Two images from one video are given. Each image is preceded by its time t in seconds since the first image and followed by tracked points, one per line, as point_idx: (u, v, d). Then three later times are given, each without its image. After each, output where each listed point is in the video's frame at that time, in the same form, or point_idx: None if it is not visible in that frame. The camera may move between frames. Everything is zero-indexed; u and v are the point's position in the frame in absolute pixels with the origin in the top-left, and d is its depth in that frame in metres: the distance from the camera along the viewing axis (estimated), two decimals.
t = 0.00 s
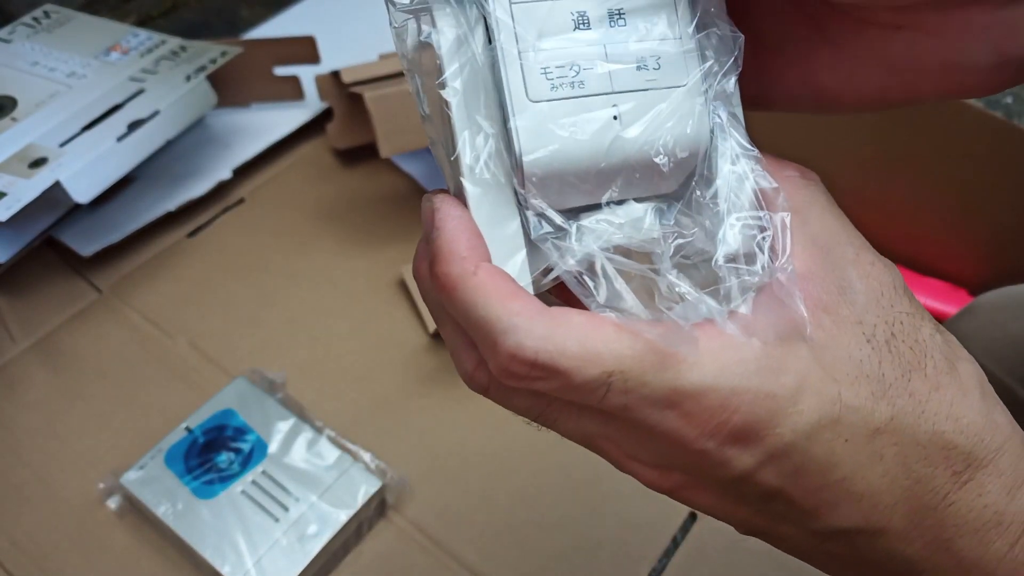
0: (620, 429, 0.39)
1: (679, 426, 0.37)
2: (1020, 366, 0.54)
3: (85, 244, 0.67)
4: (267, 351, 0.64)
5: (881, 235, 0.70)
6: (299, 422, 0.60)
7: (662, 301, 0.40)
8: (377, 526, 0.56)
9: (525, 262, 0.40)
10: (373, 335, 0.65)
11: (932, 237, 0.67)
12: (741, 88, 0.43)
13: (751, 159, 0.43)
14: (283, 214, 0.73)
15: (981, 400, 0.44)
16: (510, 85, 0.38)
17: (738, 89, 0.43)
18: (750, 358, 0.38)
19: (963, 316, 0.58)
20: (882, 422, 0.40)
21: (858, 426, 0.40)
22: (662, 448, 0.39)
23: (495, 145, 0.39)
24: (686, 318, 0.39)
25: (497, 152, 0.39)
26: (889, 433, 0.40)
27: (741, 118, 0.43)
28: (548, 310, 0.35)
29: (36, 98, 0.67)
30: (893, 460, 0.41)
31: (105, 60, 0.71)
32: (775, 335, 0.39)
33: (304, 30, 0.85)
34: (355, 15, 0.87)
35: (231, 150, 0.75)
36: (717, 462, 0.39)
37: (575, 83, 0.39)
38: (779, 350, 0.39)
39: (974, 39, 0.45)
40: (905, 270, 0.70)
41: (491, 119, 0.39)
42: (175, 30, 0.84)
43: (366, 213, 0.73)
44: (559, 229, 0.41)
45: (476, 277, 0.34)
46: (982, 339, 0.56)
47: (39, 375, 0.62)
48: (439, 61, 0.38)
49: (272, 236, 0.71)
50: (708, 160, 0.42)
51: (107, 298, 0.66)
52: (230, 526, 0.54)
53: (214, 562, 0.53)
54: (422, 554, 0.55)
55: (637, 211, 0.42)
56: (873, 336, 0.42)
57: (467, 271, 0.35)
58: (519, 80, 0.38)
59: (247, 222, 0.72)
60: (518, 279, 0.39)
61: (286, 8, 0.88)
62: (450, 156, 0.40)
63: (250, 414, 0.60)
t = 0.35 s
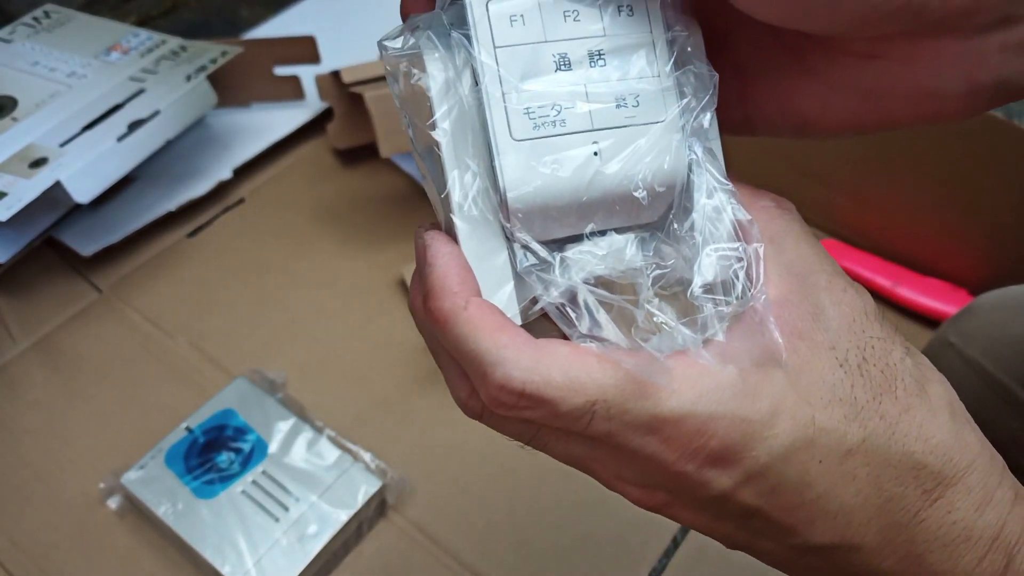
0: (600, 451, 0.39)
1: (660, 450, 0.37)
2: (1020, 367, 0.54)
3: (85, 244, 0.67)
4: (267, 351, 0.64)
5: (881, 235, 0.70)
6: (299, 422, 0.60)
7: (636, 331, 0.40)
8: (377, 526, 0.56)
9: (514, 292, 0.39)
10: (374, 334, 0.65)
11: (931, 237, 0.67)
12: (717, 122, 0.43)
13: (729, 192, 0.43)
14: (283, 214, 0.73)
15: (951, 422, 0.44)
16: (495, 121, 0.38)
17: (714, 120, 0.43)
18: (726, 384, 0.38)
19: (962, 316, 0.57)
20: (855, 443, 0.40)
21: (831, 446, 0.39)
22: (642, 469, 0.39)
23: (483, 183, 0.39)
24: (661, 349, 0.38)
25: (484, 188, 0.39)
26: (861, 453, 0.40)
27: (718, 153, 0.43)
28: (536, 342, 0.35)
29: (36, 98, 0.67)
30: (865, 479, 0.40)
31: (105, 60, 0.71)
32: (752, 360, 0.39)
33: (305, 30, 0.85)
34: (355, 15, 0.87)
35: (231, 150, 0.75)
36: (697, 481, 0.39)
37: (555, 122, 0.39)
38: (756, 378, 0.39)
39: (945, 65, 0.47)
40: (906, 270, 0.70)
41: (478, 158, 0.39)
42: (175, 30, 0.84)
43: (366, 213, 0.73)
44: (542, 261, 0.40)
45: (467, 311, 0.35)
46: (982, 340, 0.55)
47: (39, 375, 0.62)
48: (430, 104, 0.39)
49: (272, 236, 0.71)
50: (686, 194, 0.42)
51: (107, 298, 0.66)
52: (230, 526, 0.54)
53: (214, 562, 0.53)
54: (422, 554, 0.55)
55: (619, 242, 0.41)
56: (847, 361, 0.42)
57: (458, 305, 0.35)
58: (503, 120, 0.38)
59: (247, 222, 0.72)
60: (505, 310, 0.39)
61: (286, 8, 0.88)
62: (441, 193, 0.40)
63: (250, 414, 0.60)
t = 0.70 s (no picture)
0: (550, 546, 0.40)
1: (608, 544, 0.39)
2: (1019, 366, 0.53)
3: (85, 244, 0.67)
4: (268, 351, 0.64)
5: (881, 235, 0.70)
6: (299, 422, 0.60)
7: (573, 440, 0.40)
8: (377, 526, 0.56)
9: (469, 411, 0.39)
10: (374, 334, 0.65)
11: (931, 236, 0.67)
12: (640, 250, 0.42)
13: (653, 308, 0.42)
14: (284, 214, 0.73)
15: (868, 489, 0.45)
16: (442, 266, 0.38)
17: (639, 249, 0.42)
18: (659, 479, 0.39)
19: (961, 317, 0.58)
20: (781, 519, 0.41)
21: (760, 525, 0.41)
22: (592, 563, 0.41)
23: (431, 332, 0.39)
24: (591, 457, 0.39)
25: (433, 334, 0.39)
26: (788, 529, 0.42)
27: (642, 275, 0.42)
28: (495, 454, 0.36)
29: (36, 98, 0.67)
30: (791, 552, 0.42)
31: (105, 60, 0.71)
32: (683, 455, 0.40)
33: (305, 29, 0.85)
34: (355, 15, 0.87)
35: (231, 150, 0.75)
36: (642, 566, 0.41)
37: (494, 260, 0.39)
38: (686, 470, 0.40)
39: (861, 119, 0.54)
40: (905, 269, 0.70)
41: (431, 297, 0.39)
42: (175, 29, 0.84)
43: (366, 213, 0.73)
44: (496, 399, 0.39)
45: (429, 435, 0.36)
46: (981, 339, 0.56)
47: (39, 375, 0.62)
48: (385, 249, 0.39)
49: (272, 236, 0.71)
50: (617, 314, 0.41)
51: (107, 298, 0.66)
52: (230, 526, 0.54)
53: (214, 562, 0.53)
54: (423, 554, 0.55)
55: (559, 358, 0.41)
56: (767, 444, 0.43)
57: (421, 429, 0.36)
58: (448, 266, 0.38)
59: (248, 222, 0.72)
60: (461, 428, 0.38)
61: (286, 8, 0.88)
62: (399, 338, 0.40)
63: (250, 414, 0.60)
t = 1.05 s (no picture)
0: None
1: None
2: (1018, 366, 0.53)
3: (85, 244, 0.67)
4: (268, 351, 0.64)
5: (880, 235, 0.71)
6: (299, 422, 0.60)
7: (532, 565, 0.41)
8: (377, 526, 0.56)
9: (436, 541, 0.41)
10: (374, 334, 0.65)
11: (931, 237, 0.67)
12: (614, 426, 0.42)
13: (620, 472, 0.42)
14: (284, 214, 0.73)
15: None
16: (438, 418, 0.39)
17: (613, 425, 0.43)
18: None
19: (960, 317, 0.58)
20: None
21: None
22: None
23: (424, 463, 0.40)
24: None
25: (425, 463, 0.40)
26: None
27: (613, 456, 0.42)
28: None
29: (36, 98, 0.67)
30: None
31: (105, 60, 0.71)
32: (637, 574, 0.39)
33: (306, 29, 0.86)
34: (356, 16, 0.87)
35: (231, 149, 0.75)
36: None
37: (484, 420, 0.39)
38: (679, 564, 0.40)
39: (856, 286, 0.49)
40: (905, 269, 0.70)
41: (425, 440, 0.41)
42: (175, 29, 0.84)
43: (367, 213, 0.73)
44: (466, 522, 0.40)
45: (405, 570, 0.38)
46: (980, 338, 0.56)
47: (39, 375, 0.62)
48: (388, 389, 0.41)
49: (272, 236, 0.71)
50: (585, 475, 0.42)
51: (106, 298, 0.66)
52: (230, 526, 0.54)
53: (214, 562, 0.53)
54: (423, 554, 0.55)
55: (528, 500, 0.41)
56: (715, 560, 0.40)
57: (397, 565, 0.38)
58: (438, 423, 0.39)
59: (248, 222, 0.72)
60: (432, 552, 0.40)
61: (286, 8, 0.89)
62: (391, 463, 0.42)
63: (250, 415, 0.60)
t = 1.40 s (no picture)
0: None
1: None
2: (1017, 365, 0.54)
3: (85, 244, 0.67)
4: (268, 351, 0.64)
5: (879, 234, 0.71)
6: (300, 422, 0.60)
7: (531, 550, 0.41)
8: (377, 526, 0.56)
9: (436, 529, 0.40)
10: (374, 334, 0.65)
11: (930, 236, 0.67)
12: (612, 414, 0.42)
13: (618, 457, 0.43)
14: (284, 214, 0.73)
15: None
16: (439, 404, 0.39)
17: (611, 413, 0.43)
18: None
19: (959, 317, 0.59)
20: None
21: None
22: None
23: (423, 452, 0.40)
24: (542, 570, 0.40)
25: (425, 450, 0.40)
26: None
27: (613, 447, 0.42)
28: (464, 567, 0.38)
29: (37, 98, 0.68)
30: None
31: (105, 61, 0.71)
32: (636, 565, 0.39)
33: (306, 30, 0.86)
34: (357, 17, 0.87)
35: (231, 149, 0.75)
36: None
37: (484, 407, 0.39)
38: (676, 552, 0.40)
39: (854, 277, 0.49)
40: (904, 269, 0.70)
41: (425, 426, 0.41)
42: (176, 30, 0.84)
43: (368, 213, 0.73)
44: (465, 508, 0.40)
45: (408, 560, 0.38)
46: (979, 339, 0.56)
47: (39, 374, 0.62)
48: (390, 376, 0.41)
49: (272, 236, 0.71)
50: (582, 463, 0.42)
51: (107, 298, 0.67)
52: (231, 525, 0.54)
53: (215, 562, 0.53)
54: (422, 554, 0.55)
55: (527, 488, 0.41)
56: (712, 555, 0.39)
57: (399, 556, 0.38)
58: (439, 411, 0.39)
59: (248, 222, 0.72)
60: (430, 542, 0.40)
61: (287, 9, 0.89)
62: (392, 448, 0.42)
63: (251, 415, 0.60)
